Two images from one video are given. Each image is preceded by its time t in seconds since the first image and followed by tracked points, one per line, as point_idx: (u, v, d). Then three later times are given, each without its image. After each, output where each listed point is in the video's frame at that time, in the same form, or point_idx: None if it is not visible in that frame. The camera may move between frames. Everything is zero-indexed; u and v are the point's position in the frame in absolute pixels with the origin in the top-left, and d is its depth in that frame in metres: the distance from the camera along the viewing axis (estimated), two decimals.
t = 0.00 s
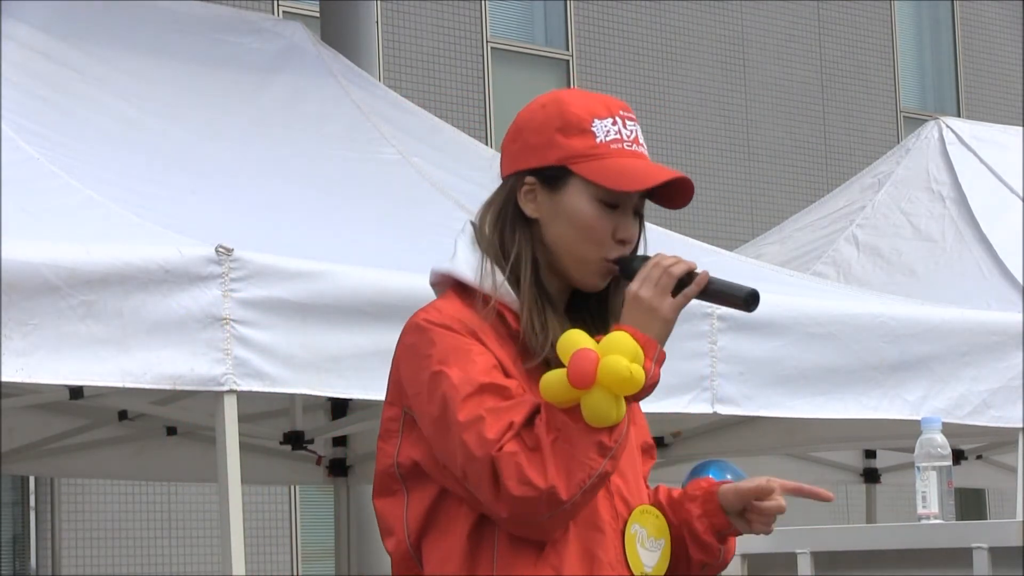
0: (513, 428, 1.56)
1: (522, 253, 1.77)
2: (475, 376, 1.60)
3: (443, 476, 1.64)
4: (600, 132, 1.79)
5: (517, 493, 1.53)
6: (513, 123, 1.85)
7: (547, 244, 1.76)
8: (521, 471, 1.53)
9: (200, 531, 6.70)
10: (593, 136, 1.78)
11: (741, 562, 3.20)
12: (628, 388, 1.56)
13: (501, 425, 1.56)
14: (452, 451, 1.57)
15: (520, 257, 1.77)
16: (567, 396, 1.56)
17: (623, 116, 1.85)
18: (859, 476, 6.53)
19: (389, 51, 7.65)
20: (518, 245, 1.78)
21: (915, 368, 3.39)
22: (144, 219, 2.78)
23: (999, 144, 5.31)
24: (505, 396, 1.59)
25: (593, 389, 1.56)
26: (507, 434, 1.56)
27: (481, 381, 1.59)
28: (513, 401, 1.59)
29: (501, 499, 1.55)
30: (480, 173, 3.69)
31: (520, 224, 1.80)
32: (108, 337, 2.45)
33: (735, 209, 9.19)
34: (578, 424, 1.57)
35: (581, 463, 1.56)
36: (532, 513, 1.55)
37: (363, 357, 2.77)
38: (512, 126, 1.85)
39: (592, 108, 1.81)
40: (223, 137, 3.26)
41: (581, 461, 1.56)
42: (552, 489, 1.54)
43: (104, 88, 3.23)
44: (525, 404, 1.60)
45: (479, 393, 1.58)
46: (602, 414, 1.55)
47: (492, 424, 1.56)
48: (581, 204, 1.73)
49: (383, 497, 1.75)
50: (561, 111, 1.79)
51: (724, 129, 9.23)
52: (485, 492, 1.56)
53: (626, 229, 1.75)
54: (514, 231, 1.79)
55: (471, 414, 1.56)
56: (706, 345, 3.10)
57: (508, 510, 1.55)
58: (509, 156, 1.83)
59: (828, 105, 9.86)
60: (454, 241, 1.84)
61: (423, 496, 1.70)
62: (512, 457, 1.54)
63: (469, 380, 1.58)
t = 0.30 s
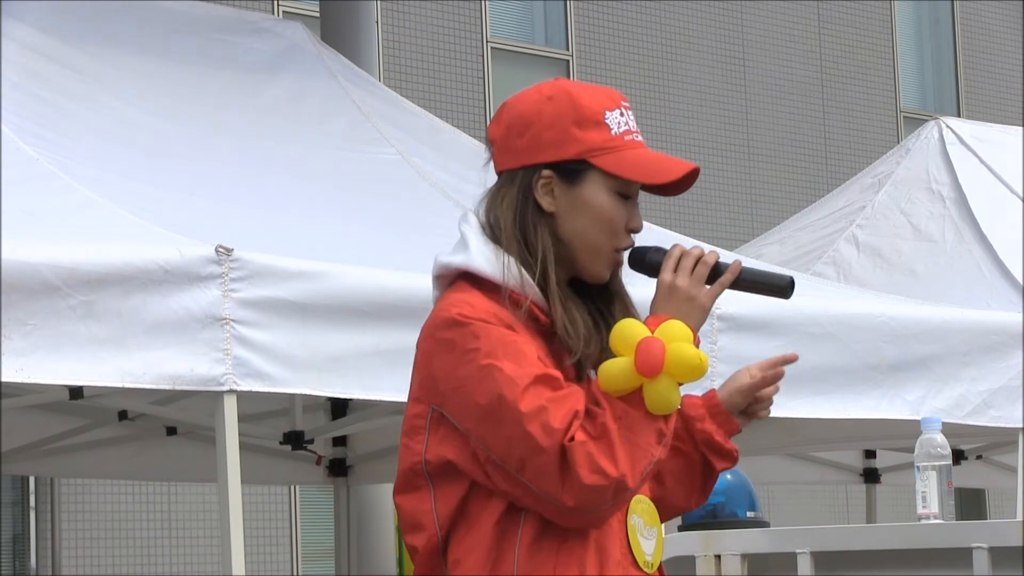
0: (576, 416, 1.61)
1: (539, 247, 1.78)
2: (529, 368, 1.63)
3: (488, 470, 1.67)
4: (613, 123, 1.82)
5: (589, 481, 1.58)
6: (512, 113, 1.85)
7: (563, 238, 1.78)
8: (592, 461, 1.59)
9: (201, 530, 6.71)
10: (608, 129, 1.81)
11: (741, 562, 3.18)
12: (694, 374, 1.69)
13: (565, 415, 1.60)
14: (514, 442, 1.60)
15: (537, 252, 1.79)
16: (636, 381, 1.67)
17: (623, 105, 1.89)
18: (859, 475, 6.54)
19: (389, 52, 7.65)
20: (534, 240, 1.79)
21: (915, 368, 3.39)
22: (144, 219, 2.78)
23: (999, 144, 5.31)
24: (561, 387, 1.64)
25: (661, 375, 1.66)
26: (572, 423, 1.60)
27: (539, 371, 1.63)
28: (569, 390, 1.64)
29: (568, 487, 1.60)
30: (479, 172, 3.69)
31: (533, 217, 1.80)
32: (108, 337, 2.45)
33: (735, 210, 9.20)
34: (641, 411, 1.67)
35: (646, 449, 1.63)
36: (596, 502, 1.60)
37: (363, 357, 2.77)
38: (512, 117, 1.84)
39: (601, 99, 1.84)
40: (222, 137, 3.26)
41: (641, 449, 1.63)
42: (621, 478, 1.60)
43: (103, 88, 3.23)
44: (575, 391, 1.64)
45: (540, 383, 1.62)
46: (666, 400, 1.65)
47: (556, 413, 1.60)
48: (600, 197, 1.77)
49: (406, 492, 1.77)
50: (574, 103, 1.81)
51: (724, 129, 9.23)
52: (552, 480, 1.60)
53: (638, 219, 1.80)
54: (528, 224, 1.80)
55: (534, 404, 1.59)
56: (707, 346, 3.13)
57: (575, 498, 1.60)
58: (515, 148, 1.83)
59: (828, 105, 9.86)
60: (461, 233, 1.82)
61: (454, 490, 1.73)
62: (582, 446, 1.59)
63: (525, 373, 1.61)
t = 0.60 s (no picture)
0: (600, 461, 1.59)
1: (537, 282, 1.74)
2: (548, 415, 1.59)
3: (507, 520, 1.62)
4: (611, 156, 1.80)
5: (621, 527, 1.57)
6: (506, 143, 1.79)
7: (560, 273, 1.75)
8: (623, 506, 1.57)
9: (202, 530, 6.71)
10: (608, 163, 1.79)
11: (742, 562, 3.18)
12: (713, 416, 1.70)
13: (590, 462, 1.58)
14: (542, 493, 1.56)
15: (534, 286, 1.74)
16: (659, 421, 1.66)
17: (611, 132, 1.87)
18: (859, 475, 6.54)
19: (389, 52, 7.65)
20: (531, 274, 1.74)
21: (914, 368, 3.39)
22: (145, 219, 2.78)
23: (999, 144, 5.31)
24: (580, 432, 1.61)
25: (684, 418, 1.66)
26: (597, 469, 1.58)
27: (557, 417, 1.60)
28: (587, 434, 1.61)
29: (599, 533, 1.58)
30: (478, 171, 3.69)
31: (530, 250, 1.74)
32: (108, 337, 2.45)
33: (735, 210, 9.20)
34: (661, 451, 1.67)
35: (668, 487, 1.63)
36: (626, 545, 1.59)
37: (362, 356, 2.77)
38: (508, 147, 1.79)
39: (598, 130, 1.81)
40: (222, 137, 3.26)
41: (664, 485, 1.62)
42: (650, 518, 1.59)
43: (103, 89, 3.23)
44: (591, 433, 1.62)
45: (560, 430, 1.59)
46: (689, 441, 1.65)
47: (581, 459, 1.58)
48: (600, 233, 1.75)
49: (414, 544, 1.70)
50: (580, 136, 1.77)
51: (724, 129, 9.23)
52: (582, 527, 1.58)
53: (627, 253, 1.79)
54: (526, 257, 1.74)
55: (561, 453, 1.56)
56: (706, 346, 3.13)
57: (605, 543, 1.58)
58: (512, 177, 1.77)
59: (828, 105, 9.86)
60: (453, 273, 1.76)
61: (465, 540, 1.67)
62: (611, 491, 1.57)
63: (547, 422, 1.58)
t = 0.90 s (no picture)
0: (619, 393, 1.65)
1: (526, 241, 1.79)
2: (561, 358, 1.65)
3: (532, 464, 1.67)
4: (567, 103, 1.87)
5: (649, 451, 1.62)
6: (464, 121, 1.88)
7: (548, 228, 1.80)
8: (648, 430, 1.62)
9: (202, 530, 6.71)
10: (566, 111, 1.85)
11: (741, 562, 3.18)
12: (723, 334, 1.74)
13: (609, 394, 1.64)
14: (565, 429, 1.62)
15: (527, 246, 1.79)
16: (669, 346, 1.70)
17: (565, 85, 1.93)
18: (859, 475, 6.55)
19: (389, 52, 7.65)
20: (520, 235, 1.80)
21: (914, 368, 3.39)
22: (145, 219, 2.78)
23: (999, 144, 5.31)
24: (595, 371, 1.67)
25: (694, 337, 1.71)
26: (617, 399, 1.64)
27: (569, 360, 1.66)
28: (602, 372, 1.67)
29: (627, 460, 1.63)
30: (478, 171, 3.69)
31: (514, 211, 1.81)
32: (108, 337, 2.45)
33: (735, 210, 9.20)
34: (679, 375, 1.70)
35: (690, 410, 1.67)
36: (655, 471, 1.64)
37: (362, 356, 2.77)
38: (471, 121, 1.86)
39: (548, 83, 1.88)
40: (222, 137, 3.26)
41: (688, 409, 1.67)
42: (676, 441, 1.64)
43: (104, 89, 3.23)
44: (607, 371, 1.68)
45: (574, 370, 1.65)
46: (703, 360, 1.70)
47: (601, 392, 1.63)
48: (575, 178, 1.81)
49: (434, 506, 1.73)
50: (532, 91, 1.84)
51: (724, 129, 9.24)
52: (610, 457, 1.62)
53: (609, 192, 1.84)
54: (510, 219, 1.80)
55: (579, 387, 1.62)
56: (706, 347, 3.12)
57: (634, 469, 1.63)
58: (483, 149, 1.84)
59: (828, 105, 9.86)
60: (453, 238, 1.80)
61: (485, 499, 1.71)
62: (634, 416, 1.63)
63: (560, 363, 1.64)
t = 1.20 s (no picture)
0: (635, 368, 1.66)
1: (525, 240, 1.81)
2: (574, 340, 1.68)
3: (549, 444, 1.68)
4: (539, 100, 1.88)
5: (668, 421, 1.63)
6: (450, 144, 1.93)
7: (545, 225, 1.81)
8: (667, 400, 1.63)
9: (201, 530, 6.71)
10: (537, 109, 1.87)
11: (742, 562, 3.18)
12: (731, 298, 1.74)
13: (625, 369, 1.65)
14: (582, 404, 1.64)
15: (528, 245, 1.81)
16: (678, 317, 1.70)
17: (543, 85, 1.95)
18: (859, 474, 6.54)
19: (389, 52, 7.65)
20: (519, 236, 1.82)
21: (914, 368, 3.39)
22: (145, 219, 2.78)
23: (999, 144, 5.31)
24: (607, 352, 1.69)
25: (702, 305, 1.71)
26: (633, 372, 1.65)
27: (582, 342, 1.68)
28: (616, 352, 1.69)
29: (645, 431, 1.64)
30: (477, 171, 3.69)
31: (508, 215, 1.83)
32: (108, 337, 2.45)
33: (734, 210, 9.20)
34: (692, 345, 1.70)
35: (708, 376, 1.68)
36: (674, 442, 1.65)
37: (362, 356, 2.77)
38: (454, 146, 1.91)
39: (518, 87, 1.91)
40: (221, 137, 3.26)
41: (706, 377, 1.68)
42: (694, 412, 1.65)
43: (104, 88, 3.23)
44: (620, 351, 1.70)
45: (588, 350, 1.67)
46: (715, 325, 1.69)
47: (617, 366, 1.65)
48: (560, 170, 1.81)
49: (448, 495, 1.73)
50: (497, 99, 1.87)
51: (724, 129, 9.25)
52: (627, 428, 1.64)
53: (605, 174, 1.83)
54: (505, 223, 1.83)
55: (595, 362, 1.64)
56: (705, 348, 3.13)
57: (653, 441, 1.64)
58: (468, 167, 1.89)
59: (828, 105, 9.85)
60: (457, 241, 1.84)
61: (499, 486, 1.71)
62: (651, 387, 1.64)
63: (574, 342, 1.66)
